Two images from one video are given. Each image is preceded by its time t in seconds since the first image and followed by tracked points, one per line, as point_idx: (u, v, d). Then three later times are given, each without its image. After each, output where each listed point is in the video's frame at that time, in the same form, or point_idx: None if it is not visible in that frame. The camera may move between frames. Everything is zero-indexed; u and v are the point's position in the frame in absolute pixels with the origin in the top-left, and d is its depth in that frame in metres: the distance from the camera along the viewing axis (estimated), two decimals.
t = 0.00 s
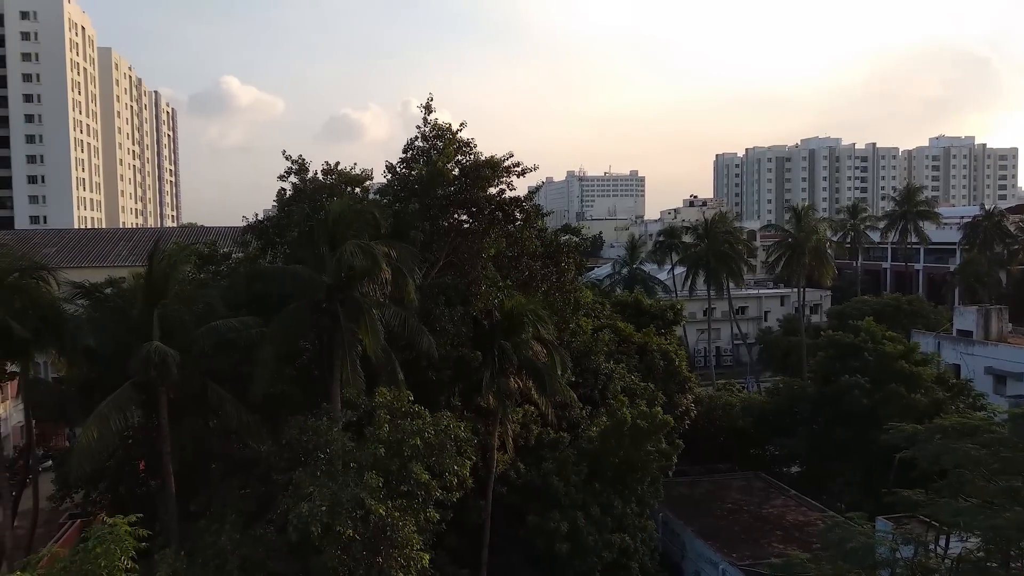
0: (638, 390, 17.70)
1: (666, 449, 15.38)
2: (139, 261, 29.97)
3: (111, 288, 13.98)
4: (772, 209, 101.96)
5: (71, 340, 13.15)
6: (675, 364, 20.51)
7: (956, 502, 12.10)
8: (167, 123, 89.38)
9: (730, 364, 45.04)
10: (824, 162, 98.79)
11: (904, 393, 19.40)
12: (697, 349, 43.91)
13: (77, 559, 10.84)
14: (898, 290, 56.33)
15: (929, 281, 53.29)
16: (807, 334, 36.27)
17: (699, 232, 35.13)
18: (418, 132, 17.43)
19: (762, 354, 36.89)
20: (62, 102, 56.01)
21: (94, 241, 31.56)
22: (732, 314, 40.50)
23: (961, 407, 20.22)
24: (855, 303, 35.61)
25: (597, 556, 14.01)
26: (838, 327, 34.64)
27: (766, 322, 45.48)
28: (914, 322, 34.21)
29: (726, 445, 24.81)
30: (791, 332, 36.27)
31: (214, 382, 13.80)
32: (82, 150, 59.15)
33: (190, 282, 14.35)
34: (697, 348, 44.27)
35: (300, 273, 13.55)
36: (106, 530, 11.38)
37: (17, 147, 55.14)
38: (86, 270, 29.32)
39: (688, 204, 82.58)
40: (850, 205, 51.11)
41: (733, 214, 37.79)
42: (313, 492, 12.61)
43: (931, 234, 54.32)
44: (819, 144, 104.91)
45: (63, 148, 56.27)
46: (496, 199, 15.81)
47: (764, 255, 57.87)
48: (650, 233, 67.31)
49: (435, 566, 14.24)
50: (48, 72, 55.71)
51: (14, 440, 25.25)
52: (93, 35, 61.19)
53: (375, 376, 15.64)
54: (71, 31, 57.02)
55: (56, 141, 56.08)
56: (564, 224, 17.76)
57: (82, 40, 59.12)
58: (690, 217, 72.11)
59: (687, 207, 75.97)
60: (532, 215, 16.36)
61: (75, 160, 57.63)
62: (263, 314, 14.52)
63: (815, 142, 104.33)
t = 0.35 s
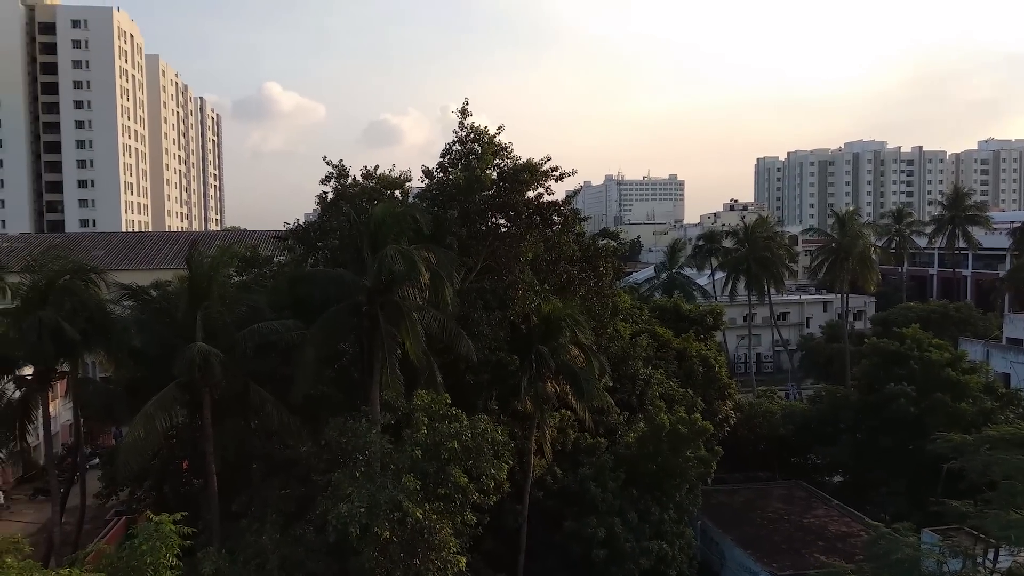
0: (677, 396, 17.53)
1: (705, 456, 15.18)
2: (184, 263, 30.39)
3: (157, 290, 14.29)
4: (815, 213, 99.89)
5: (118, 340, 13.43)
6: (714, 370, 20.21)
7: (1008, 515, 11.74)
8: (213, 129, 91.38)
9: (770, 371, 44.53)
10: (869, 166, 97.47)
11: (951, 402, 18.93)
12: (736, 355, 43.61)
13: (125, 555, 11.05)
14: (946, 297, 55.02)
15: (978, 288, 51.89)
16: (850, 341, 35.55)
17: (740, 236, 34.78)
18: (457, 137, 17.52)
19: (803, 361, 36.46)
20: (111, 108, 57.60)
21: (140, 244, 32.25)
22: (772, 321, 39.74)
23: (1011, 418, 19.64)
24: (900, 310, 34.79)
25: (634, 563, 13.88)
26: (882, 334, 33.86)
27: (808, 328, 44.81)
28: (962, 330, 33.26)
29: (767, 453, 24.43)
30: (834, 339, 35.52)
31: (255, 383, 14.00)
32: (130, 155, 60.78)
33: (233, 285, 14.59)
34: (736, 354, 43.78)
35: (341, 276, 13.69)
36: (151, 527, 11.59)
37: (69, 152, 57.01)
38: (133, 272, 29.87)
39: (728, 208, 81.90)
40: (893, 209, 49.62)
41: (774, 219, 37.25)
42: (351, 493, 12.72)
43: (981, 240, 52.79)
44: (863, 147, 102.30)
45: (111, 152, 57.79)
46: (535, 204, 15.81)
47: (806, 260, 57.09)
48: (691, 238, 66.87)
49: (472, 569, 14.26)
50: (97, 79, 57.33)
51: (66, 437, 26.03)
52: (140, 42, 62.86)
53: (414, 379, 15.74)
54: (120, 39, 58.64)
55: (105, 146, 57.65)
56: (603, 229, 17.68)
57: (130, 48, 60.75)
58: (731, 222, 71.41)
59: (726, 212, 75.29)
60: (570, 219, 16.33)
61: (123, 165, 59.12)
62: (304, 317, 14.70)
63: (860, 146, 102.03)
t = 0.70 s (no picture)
0: (703, 394, 17.42)
1: (732, 455, 15.08)
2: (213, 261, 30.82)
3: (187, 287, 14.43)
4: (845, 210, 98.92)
5: (149, 337, 13.59)
6: (741, 368, 20.07)
7: None
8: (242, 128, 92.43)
9: (799, 370, 44.24)
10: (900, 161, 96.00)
11: (983, 401, 18.62)
12: (765, 354, 43.39)
13: (156, 549, 11.20)
14: (979, 295, 54.11)
15: (1012, 286, 50.94)
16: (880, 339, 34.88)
17: (768, 234, 34.41)
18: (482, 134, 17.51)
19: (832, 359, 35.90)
20: (141, 108, 58.35)
21: (171, 242, 32.74)
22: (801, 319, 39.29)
23: None
24: (931, 308, 34.23)
25: (661, 562, 13.81)
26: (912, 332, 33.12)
27: (837, 326, 44.36)
28: (995, 328, 32.66)
29: (795, 452, 24.20)
30: (863, 337, 34.61)
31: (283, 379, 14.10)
32: (160, 154, 61.63)
33: (262, 283, 14.70)
34: (764, 352, 43.51)
35: (368, 273, 13.76)
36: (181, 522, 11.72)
37: (99, 151, 57.73)
38: (164, 270, 30.34)
39: (757, 204, 81.19)
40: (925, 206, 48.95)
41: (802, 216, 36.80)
42: (377, 489, 12.79)
43: (1015, 237, 51.67)
44: (894, 143, 100.93)
45: (140, 151, 58.61)
46: (560, 201, 15.78)
47: (836, 258, 56.46)
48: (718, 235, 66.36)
49: (497, 566, 14.28)
50: (127, 79, 58.07)
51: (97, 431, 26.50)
52: (170, 42, 63.69)
53: (440, 376, 15.79)
54: (150, 39, 59.44)
55: (135, 145, 58.48)
56: (628, 225, 17.58)
57: (159, 48, 61.52)
58: (758, 219, 70.80)
59: (753, 209, 74.61)
60: (595, 216, 16.26)
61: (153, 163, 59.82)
62: (330, 315, 14.78)
63: (891, 142, 100.78)
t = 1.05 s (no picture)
0: (729, 396, 17.30)
1: (758, 457, 14.97)
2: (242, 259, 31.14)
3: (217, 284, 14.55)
4: (874, 211, 98.01)
5: (181, 333, 13.75)
6: (769, 370, 19.93)
7: None
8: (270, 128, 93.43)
9: (827, 372, 43.85)
10: (931, 161, 94.56)
11: (1015, 406, 18.31)
12: (792, 355, 43.10)
13: (186, 543, 11.36)
14: (1012, 298, 53.13)
15: None
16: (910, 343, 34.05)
17: (796, 234, 34.08)
18: (508, 133, 17.50)
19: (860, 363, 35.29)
20: (172, 107, 59.38)
21: (200, 240, 33.13)
22: (829, 323, 38.44)
23: None
24: (963, 311, 33.63)
25: (686, 564, 13.75)
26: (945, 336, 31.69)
27: (866, 328, 43.87)
28: None
29: (823, 455, 23.93)
30: (893, 338, 33.71)
31: (309, 376, 14.20)
32: (191, 153, 62.53)
33: (290, 281, 14.80)
34: (791, 354, 43.14)
35: (395, 272, 13.84)
36: (210, 517, 11.82)
37: (132, 150, 58.89)
38: (193, 267, 30.70)
39: (784, 205, 80.53)
40: (956, 206, 48.11)
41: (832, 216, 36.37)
42: (402, 486, 12.89)
43: None
44: (926, 143, 99.36)
45: (172, 150, 59.62)
46: (585, 200, 15.77)
47: (866, 259, 55.79)
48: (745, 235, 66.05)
49: (521, 566, 14.31)
50: (160, 80, 59.09)
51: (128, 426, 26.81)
52: (200, 43, 64.51)
53: (466, 376, 15.82)
54: (180, 40, 60.24)
55: (166, 144, 59.56)
56: (654, 226, 17.47)
57: (191, 48, 62.53)
58: (786, 220, 70.21)
59: (781, 209, 73.89)
60: (621, 216, 16.20)
61: (183, 162, 60.81)
62: (357, 314, 14.85)
63: (922, 142, 99.28)
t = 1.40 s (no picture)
0: (764, 398, 17.05)
1: (793, 460, 14.73)
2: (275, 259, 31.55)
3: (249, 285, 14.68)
4: (913, 209, 96.28)
5: (213, 333, 13.88)
6: (804, 372, 19.70)
7: None
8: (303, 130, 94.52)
9: (863, 374, 43.16)
10: (971, 159, 92.54)
11: None
12: (827, 357, 42.47)
13: (219, 540, 11.52)
14: None
15: None
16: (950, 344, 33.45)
17: (831, 234, 33.58)
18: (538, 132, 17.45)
19: (898, 364, 34.56)
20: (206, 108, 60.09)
21: (233, 241, 33.59)
22: (865, 324, 37.56)
23: None
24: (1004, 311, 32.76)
25: (719, 568, 13.54)
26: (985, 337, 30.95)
27: (903, 329, 43.07)
28: None
29: (859, 459, 23.46)
30: (932, 341, 32.74)
31: (340, 376, 14.24)
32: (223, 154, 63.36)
33: (321, 281, 14.86)
34: (826, 355, 42.47)
35: (424, 272, 13.82)
36: (243, 515, 11.98)
37: (166, 152, 59.80)
38: (227, 268, 31.15)
39: (818, 204, 79.55)
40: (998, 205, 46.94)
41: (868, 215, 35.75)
42: (432, 486, 12.92)
43: None
44: (965, 141, 97.18)
45: (205, 151, 60.45)
46: (616, 199, 15.63)
47: (904, 259, 54.77)
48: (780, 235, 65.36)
49: (551, 568, 14.23)
50: (194, 81, 59.82)
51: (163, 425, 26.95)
52: (232, 45, 65.31)
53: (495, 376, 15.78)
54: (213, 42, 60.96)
55: (200, 145, 60.32)
56: (686, 224, 17.27)
57: (224, 50, 63.32)
58: (821, 219, 69.26)
59: (817, 208, 72.89)
60: (652, 214, 16.00)
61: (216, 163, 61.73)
62: (387, 314, 14.86)
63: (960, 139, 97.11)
